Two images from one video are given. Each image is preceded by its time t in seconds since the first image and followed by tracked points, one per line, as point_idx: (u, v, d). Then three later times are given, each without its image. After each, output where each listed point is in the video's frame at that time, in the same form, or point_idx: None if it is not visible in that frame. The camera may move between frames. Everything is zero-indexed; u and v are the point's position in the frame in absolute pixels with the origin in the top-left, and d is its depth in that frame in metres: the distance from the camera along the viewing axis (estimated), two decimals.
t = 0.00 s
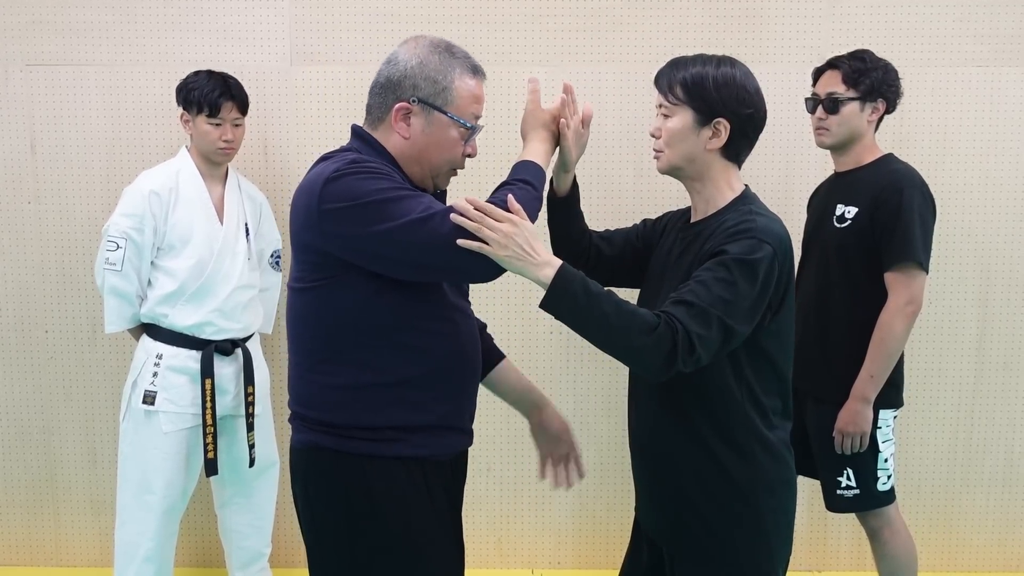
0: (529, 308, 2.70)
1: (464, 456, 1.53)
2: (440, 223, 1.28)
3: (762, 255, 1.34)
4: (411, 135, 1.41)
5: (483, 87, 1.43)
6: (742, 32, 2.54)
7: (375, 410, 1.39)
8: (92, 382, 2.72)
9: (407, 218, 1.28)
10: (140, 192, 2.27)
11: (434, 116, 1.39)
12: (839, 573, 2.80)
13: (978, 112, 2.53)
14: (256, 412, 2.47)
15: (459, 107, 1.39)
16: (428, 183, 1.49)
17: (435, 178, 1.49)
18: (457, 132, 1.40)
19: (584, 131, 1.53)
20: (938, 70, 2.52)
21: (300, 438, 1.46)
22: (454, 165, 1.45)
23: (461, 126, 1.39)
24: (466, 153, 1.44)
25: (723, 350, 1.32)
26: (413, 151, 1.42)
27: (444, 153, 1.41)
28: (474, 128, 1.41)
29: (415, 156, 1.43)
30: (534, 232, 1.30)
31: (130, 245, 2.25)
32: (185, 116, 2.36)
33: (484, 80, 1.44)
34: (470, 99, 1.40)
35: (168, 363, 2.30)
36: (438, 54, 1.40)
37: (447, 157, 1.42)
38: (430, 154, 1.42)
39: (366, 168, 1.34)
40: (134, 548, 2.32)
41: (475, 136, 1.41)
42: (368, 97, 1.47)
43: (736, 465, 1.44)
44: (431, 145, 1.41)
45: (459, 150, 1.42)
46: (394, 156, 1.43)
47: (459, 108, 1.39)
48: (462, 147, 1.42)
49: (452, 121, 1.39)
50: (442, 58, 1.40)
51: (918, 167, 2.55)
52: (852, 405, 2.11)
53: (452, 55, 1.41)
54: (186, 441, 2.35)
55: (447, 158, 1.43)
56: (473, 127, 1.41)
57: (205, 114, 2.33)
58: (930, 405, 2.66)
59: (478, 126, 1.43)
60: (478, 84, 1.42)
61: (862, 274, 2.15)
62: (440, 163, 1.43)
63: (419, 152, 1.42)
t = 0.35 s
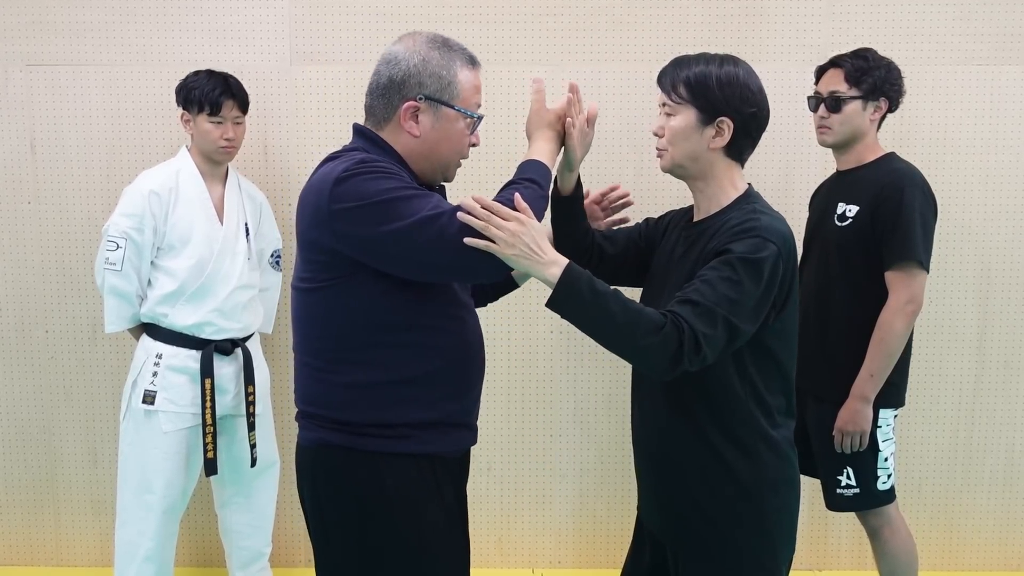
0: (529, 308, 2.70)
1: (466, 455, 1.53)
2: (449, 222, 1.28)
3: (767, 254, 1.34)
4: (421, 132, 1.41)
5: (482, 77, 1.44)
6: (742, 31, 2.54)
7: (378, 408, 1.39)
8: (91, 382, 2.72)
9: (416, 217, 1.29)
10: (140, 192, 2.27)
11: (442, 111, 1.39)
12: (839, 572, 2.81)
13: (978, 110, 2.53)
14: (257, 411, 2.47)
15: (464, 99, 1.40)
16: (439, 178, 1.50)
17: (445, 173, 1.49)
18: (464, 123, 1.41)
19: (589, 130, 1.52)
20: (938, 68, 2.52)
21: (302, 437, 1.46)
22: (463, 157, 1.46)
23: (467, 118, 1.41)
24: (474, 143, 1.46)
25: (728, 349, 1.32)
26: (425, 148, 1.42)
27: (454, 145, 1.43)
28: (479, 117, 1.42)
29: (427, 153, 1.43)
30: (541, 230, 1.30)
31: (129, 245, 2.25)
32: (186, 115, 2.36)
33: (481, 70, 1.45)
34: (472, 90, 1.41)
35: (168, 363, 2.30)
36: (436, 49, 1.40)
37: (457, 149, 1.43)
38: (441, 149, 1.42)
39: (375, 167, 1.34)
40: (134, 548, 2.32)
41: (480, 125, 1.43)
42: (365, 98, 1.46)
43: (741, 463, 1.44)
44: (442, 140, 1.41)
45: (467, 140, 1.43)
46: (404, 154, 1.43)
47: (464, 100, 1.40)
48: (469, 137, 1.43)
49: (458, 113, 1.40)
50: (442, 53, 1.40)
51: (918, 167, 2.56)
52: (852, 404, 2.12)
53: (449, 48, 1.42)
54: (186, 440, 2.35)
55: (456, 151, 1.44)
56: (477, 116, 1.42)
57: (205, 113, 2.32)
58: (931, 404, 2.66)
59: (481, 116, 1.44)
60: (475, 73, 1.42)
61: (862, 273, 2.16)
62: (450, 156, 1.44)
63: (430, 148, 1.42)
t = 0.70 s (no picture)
0: (530, 307, 2.70)
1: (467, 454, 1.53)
2: (455, 220, 1.28)
3: (770, 253, 1.34)
4: (424, 133, 1.41)
5: (489, 81, 1.44)
6: (743, 31, 2.54)
7: (380, 408, 1.39)
8: (91, 382, 2.72)
9: (422, 216, 1.29)
10: (141, 191, 2.27)
11: (446, 112, 1.39)
12: (839, 570, 2.81)
13: (978, 109, 2.53)
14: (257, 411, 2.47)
15: (469, 102, 1.40)
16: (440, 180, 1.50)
17: (447, 174, 1.49)
18: (468, 127, 1.41)
19: (593, 129, 1.51)
20: (939, 67, 2.52)
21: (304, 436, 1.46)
22: (465, 160, 1.46)
23: (470, 122, 1.40)
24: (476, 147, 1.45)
25: (732, 348, 1.33)
26: (426, 149, 1.42)
27: (457, 148, 1.42)
28: (483, 122, 1.42)
29: (428, 153, 1.43)
30: (547, 228, 1.30)
31: (130, 244, 2.25)
32: (187, 113, 2.36)
33: (489, 75, 1.45)
34: (478, 95, 1.41)
35: (168, 362, 2.30)
36: (444, 50, 1.41)
37: (458, 152, 1.43)
38: (443, 151, 1.43)
39: (382, 167, 1.35)
40: (134, 547, 2.32)
41: (485, 130, 1.43)
42: (374, 96, 1.47)
43: (745, 461, 1.44)
44: (444, 142, 1.41)
45: (470, 144, 1.43)
46: (406, 154, 1.43)
47: (469, 104, 1.40)
48: (472, 142, 1.43)
49: (463, 117, 1.40)
50: (449, 55, 1.41)
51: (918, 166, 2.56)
52: (852, 403, 2.12)
53: (457, 51, 1.42)
54: (186, 440, 2.35)
55: (457, 153, 1.44)
56: (483, 121, 1.42)
57: (206, 112, 2.32)
58: (931, 403, 2.66)
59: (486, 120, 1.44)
60: (483, 78, 1.42)
61: (862, 273, 2.16)
62: (452, 158, 1.44)
63: (432, 149, 1.42)
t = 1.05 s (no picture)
0: (530, 307, 2.71)
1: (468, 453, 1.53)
2: (460, 221, 1.28)
3: (772, 251, 1.34)
4: (423, 134, 1.41)
5: (495, 90, 1.44)
6: (743, 30, 2.54)
7: (381, 408, 1.40)
8: (92, 381, 2.72)
9: (426, 216, 1.29)
10: (141, 190, 2.27)
11: (446, 115, 1.40)
12: (840, 569, 2.82)
13: (978, 109, 2.54)
14: (257, 411, 2.48)
15: (471, 108, 1.40)
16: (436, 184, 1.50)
17: (445, 178, 1.49)
18: (469, 133, 1.41)
19: (596, 130, 1.52)
20: (938, 66, 2.52)
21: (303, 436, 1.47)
22: (463, 166, 1.46)
23: (471, 128, 1.40)
24: (475, 154, 1.45)
25: (735, 347, 1.33)
26: (425, 150, 1.42)
27: (456, 152, 1.42)
28: (485, 130, 1.42)
29: (426, 155, 1.43)
30: (550, 228, 1.30)
31: (131, 244, 2.25)
32: (190, 114, 2.36)
33: (495, 84, 1.45)
34: (482, 102, 1.41)
35: (169, 361, 2.30)
36: (452, 56, 1.41)
37: (456, 157, 1.43)
38: (442, 154, 1.42)
39: (388, 168, 1.35)
40: (135, 546, 2.32)
41: (485, 138, 1.43)
42: (381, 96, 1.48)
43: (748, 460, 1.44)
44: (443, 144, 1.41)
45: (469, 151, 1.43)
46: (405, 154, 1.43)
47: (471, 109, 1.40)
48: (472, 148, 1.43)
49: (463, 121, 1.40)
50: (456, 61, 1.41)
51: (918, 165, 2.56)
52: (854, 402, 2.12)
53: (465, 57, 1.43)
54: (187, 439, 2.35)
55: (456, 158, 1.43)
56: (484, 129, 1.42)
57: (208, 113, 2.33)
58: (932, 402, 2.67)
59: (488, 128, 1.44)
60: (489, 86, 1.43)
61: (862, 272, 2.16)
62: (450, 163, 1.44)
63: (431, 151, 1.42)
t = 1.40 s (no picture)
0: (530, 307, 2.71)
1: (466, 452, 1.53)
2: (459, 221, 1.28)
3: (770, 250, 1.34)
4: (418, 134, 1.41)
5: (490, 93, 1.44)
6: (743, 30, 2.54)
7: (380, 407, 1.40)
8: (92, 380, 2.72)
9: (425, 215, 1.29)
10: (142, 190, 2.27)
11: (441, 117, 1.40)
12: (840, 569, 2.81)
13: (978, 109, 2.53)
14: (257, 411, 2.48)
15: (466, 110, 1.40)
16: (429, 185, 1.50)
17: (438, 179, 1.49)
18: (463, 134, 1.41)
19: (593, 132, 1.51)
20: (938, 66, 2.52)
21: (303, 435, 1.47)
22: (456, 168, 1.46)
23: (466, 130, 1.40)
24: (469, 156, 1.45)
25: (734, 346, 1.33)
26: (419, 150, 1.42)
27: (449, 154, 1.42)
28: (479, 132, 1.42)
29: (420, 155, 1.43)
30: (547, 229, 1.30)
31: (131, 244, 2.25)
32: (191, 113, 2.36)
33: (490, 88, 1.46)
34: (477, 104, 1.41)
35: (169, 361, 2.30)
36: (449, 59, 1.42)
37: (450, 159, 1.43)
38: (436, 155, 1.42)
39: (386, 168, 1.35)
40: (135, 545, 2.32)
41: (479, 140, 1.43)
42: (375, 97, 1.47)
43: (747, 459, 1.44)
44: (437, 146, 1.41)
45: (463, 153, 1.43)
46: (399, 154, 1.42)
47: (465, 110, 1.40)
48: (465, 150, 1.43)
49: (458, 123, 1.40)
50: (452, 63, 1.42)
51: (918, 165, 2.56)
52: (854, 402, 2.12)
53: (461, 60, 1.43)
54: (187, 439, 2.35)
55: (450, 159, 1.43)
56: (478, 131, 1.42)
57: (210, 114, 2.33)
58: (932, 402, 2.66)
59: (482, 131, 1.44)
60: (484, 90, 1.43)
61: (862, 272, 2.16)
62: (443, 164, 1.44)
63: (425, 151, 1.42)
